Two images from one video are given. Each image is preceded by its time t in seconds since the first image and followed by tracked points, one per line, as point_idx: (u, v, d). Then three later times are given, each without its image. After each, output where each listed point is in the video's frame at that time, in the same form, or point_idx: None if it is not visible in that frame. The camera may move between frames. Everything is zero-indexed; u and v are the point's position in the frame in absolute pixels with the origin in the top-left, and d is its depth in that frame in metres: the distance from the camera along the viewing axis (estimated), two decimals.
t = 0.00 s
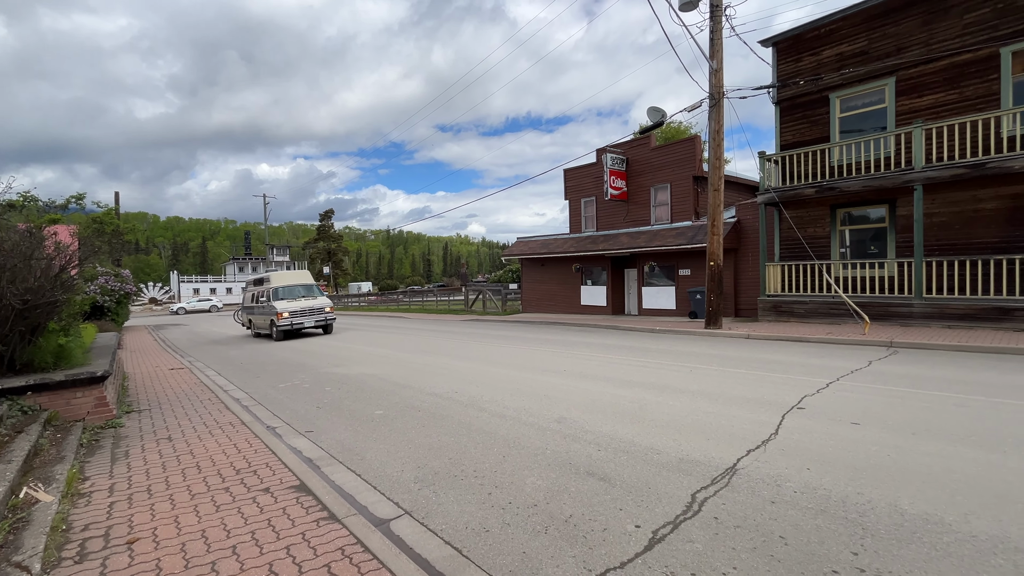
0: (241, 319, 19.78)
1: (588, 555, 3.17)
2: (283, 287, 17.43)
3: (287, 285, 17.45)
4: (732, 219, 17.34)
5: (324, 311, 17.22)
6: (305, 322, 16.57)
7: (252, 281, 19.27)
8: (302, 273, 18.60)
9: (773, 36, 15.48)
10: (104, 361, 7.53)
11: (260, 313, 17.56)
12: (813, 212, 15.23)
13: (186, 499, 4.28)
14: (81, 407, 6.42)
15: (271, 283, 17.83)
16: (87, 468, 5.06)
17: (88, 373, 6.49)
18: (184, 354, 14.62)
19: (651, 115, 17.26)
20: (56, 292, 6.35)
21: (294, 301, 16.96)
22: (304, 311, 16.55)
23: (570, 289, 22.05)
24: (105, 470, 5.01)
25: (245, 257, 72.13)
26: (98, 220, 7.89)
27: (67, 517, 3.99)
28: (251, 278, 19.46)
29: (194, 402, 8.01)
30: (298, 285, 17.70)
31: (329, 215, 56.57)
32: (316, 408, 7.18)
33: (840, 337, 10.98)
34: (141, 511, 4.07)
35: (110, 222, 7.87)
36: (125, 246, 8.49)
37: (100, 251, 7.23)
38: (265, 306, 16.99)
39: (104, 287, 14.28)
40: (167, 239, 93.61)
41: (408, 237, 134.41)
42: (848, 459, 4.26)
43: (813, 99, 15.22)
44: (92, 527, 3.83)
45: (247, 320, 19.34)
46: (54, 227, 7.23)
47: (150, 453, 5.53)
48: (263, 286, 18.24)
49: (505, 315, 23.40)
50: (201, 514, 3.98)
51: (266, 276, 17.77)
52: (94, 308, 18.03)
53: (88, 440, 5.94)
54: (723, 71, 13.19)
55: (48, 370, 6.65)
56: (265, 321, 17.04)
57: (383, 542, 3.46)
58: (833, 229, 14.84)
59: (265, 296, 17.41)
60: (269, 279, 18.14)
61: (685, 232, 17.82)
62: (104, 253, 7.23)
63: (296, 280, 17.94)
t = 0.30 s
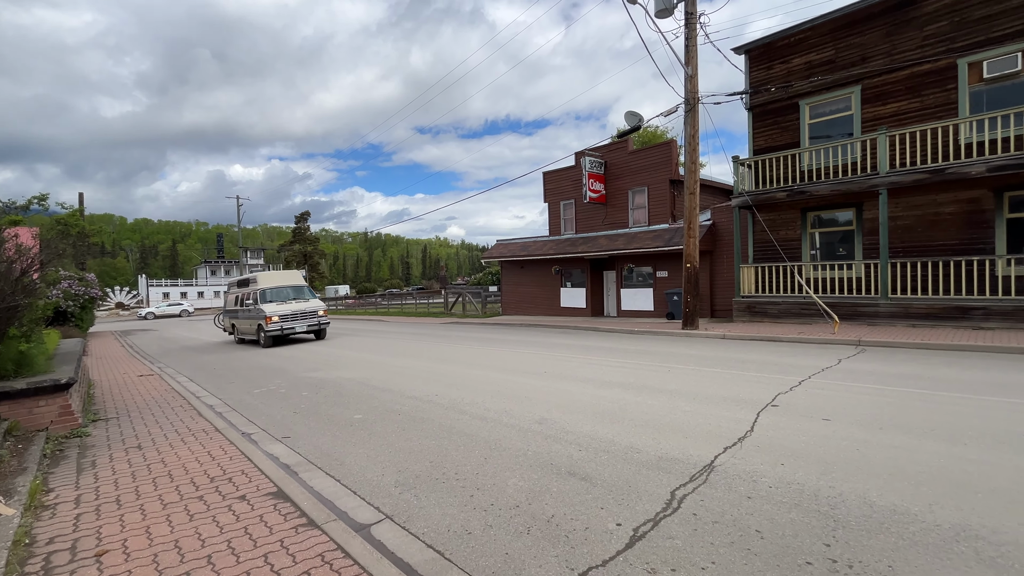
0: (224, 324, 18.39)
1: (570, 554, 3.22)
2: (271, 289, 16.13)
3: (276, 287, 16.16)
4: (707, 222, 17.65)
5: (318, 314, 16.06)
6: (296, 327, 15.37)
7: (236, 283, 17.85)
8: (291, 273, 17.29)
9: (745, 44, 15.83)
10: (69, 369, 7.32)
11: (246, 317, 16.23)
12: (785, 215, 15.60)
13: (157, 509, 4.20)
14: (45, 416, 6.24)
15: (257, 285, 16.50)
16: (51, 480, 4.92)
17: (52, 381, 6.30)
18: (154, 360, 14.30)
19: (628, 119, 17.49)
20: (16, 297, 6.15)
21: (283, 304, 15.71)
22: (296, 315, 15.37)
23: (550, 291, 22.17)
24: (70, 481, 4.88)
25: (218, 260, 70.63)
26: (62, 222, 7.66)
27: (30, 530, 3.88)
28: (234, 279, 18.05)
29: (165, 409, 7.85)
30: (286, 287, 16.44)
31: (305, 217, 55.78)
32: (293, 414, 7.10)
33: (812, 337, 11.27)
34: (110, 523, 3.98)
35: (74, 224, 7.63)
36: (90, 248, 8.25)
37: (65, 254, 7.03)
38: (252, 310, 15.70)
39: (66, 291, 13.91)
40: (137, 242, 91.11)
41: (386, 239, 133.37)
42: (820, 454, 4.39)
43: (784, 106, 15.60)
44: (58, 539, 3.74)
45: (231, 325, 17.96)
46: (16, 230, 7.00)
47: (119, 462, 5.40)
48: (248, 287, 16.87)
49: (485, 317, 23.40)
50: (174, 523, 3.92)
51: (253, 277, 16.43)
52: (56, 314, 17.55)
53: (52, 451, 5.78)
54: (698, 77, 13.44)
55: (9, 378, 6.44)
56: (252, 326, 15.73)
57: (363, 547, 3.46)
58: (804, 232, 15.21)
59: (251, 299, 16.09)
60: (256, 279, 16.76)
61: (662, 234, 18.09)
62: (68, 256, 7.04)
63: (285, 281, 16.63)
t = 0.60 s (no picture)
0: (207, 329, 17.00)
1: (554, 556, 3.26)
2: (261, 292, 14.83)
3: (265, 290, 14.87)
4: (682, 226, 17.96)
5: (311, 319, 14.91)
6: (289, 334, 14.17)
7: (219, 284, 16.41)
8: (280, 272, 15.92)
9: (717, 53, 16.18)
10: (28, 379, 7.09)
11: (231, 322, 14.91)
12: (755, 220, 15.97)
13: (126, 523, 4.11)
14: (2, 428, 6.04)
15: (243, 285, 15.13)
16: (10, 496, 4.75)
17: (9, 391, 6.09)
18: (120, 368, 13.89)
19: (604, 125, 17.71)
20: None
21: (274, 308, 14.45)
22: (288, 320, 14.22)
23: (528, 295, 22.27)
24: (31, 497, 4.73)
25: (187, 266, 68.87)
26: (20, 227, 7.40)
27: None
28: (216, 280, 16.63)
29: (132, 419, 7.66)
30: (276, 288, 15.15)
31: (277, 221, 54.83)
32: (269, 422, 7.00)
33: (783, 338, 11.57)
34: (76, 538, 3.88)
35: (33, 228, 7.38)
36: (50, 253, 7.99)
37: (23, 260, 6.80)
38: (240, 314, 14.39)
39: (22, 298, 13.46)
40: (101, 247, 88.26)
41: (362, 243, 132.05)
42: (793, 450, 4.53)
43: (754, 114, 15.99)
44: (20, 558, 3.62)
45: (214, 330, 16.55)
46: None
47: (83, 476, 5.25)
48: (234, 288, 15.48)
49: (463, 321, 23.37)
50: (145, 537, 3.84)
51: (239, 278, 15.06)
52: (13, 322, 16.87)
53: (9, 466, 5.59)
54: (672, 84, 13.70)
55: None
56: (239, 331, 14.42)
57: (345, 556, 3.45)
58: (774, 236, 15.60)
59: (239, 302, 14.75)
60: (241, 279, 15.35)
61: (638, 238, 18.34)
62: (25, 261, 6.84)
63: (274, 282, 15.32)
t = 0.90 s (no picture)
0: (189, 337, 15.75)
1: (536, 559, 3.30)
2: (251, 295, 13.74)
3: (257, 293, 13.79)
4: (656, 231, 18.26)
5: (307, 325, 13.83)
6: (284, 342, 13.14)
7: (203, 286, 15.20)
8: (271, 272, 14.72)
9: (689, 62, 16.53)
10: None
11: (218, 328, 13.76)
12: (726, 225, 16.33)
13: (92, 538, 4.00)
14: None
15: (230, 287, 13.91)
16: None
17: None
18: (78, 379, 13.43)
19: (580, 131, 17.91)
20: None
21: (267, 312, 13.40)
22: (282, 327, 13.15)
23: (505, 299, 22.32)
24: None
25: (153, 272, 66.94)
26: None
27: None
28: (199, 282, 15.39)
29: (95, 431, 7.42)
30: (268, 291, 14.03)
31: (248, 225, 53.74)
32: (243, 432, 6.89)
33: (754, 339, 11.85)
34: (38, 556, 3.76)
35: None
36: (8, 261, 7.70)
37: None
38: (229, 319, 13.30)
39: None
40: (61, 253, 85.12)
41: (336, 248, 130.38)
42: (766, 449, 4.67)
43: (725, 122, 16.37)
44: None
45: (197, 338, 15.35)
46: None
47: (44, 491, 5.08)
48: (220, 290, 14.27)
49: (440, 326, 23.28)
50: (113, 552, 3.75)
51: (228, 281, 13.93)
52: None
53: None
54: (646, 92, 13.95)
55: None
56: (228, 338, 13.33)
57: (324, 565, 3.43)
58: (744, 241, 15.99)
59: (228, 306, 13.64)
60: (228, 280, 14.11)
61: (614, 243, 18.58)
62: None
63: (265, 284, 14.21)
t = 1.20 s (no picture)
0: (170, 345, 14.34)
1: (517, 565, 3.31)
2: (244, 297, 12.44)
3: (250, 295, 12.51)
4: (631, 236, 18.50)
5: (308, 331, 12.60)
6: (283, 350, 11.92)
7: (187, 287, 13.80)
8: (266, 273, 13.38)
9: (662, 72, 16.84)
10: None
11: (207, 335, 12.41)
12: (699, 231, 16.65)
13: (51, 556, 3.86)
14: None
15: (220, 289, 12.52)
16: None
17: None
18: (34, 390, 12.87)
19: (557, 138, 18.07)
20: None
21: (264, 317, 12.15)
22: (280, 334, 11.93)
23: (482, 305, 22.31)
24: None
25: (117, 278, 64.81)
26: None
27: None
28: (182, 283, 13.97)
29: (54, 444, 7.16)
30: (263, 294, 12.76)
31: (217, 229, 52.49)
32: (214, 443, 6.73)
33: (726, 342, 12.09)
34: None
35: None
36: None
37: None
38: (219, 325, 12.00)
39: None
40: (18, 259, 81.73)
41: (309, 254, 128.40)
42: (740, 449, 4.78)
43: (697, 131, 16.71)
44: None
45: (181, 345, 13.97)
46: None
47: None
48: (209, 293, 12.88)
49: (416, 332, 23.11)
50: (74, 570, 3.63)
51: (217, 282, 12.59)
52: None
53: None
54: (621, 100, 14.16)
55: None
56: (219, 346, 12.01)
57: None
58: (716, 247, 16.32)
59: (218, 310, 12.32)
60: (217, 281, 12.72)
61: (590, 248, 18.76)
62: None
63: (259, 286, 12.92)
